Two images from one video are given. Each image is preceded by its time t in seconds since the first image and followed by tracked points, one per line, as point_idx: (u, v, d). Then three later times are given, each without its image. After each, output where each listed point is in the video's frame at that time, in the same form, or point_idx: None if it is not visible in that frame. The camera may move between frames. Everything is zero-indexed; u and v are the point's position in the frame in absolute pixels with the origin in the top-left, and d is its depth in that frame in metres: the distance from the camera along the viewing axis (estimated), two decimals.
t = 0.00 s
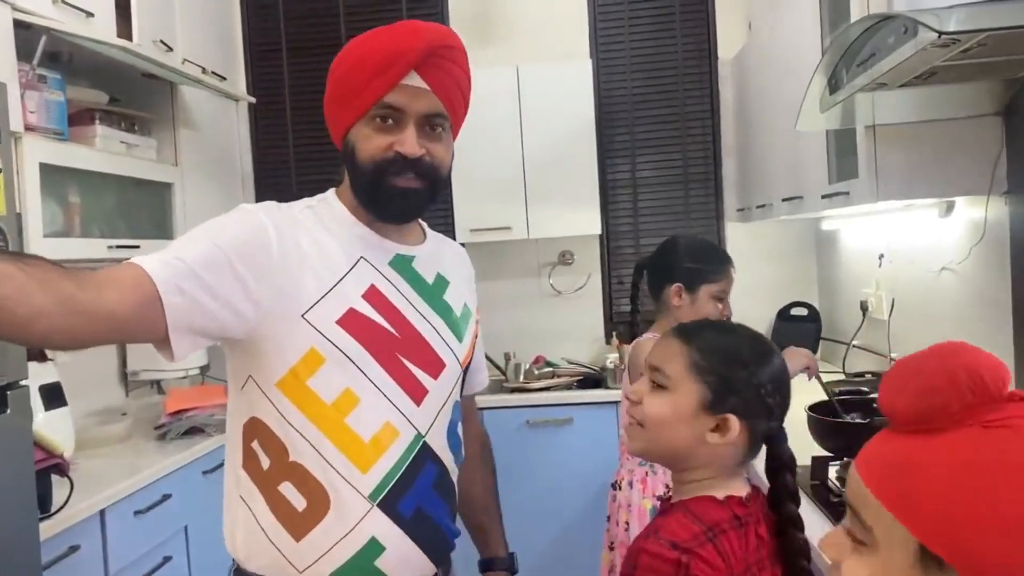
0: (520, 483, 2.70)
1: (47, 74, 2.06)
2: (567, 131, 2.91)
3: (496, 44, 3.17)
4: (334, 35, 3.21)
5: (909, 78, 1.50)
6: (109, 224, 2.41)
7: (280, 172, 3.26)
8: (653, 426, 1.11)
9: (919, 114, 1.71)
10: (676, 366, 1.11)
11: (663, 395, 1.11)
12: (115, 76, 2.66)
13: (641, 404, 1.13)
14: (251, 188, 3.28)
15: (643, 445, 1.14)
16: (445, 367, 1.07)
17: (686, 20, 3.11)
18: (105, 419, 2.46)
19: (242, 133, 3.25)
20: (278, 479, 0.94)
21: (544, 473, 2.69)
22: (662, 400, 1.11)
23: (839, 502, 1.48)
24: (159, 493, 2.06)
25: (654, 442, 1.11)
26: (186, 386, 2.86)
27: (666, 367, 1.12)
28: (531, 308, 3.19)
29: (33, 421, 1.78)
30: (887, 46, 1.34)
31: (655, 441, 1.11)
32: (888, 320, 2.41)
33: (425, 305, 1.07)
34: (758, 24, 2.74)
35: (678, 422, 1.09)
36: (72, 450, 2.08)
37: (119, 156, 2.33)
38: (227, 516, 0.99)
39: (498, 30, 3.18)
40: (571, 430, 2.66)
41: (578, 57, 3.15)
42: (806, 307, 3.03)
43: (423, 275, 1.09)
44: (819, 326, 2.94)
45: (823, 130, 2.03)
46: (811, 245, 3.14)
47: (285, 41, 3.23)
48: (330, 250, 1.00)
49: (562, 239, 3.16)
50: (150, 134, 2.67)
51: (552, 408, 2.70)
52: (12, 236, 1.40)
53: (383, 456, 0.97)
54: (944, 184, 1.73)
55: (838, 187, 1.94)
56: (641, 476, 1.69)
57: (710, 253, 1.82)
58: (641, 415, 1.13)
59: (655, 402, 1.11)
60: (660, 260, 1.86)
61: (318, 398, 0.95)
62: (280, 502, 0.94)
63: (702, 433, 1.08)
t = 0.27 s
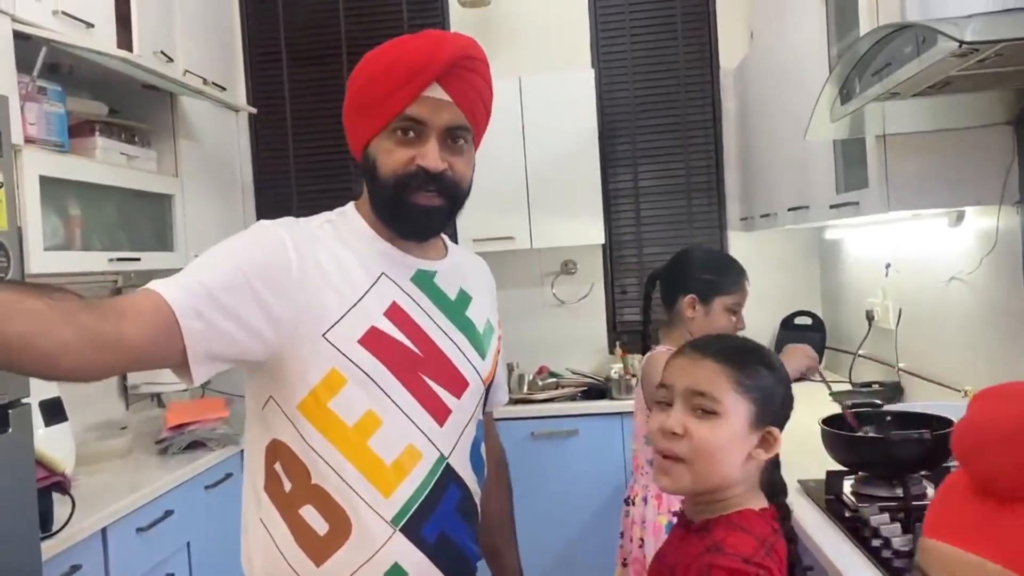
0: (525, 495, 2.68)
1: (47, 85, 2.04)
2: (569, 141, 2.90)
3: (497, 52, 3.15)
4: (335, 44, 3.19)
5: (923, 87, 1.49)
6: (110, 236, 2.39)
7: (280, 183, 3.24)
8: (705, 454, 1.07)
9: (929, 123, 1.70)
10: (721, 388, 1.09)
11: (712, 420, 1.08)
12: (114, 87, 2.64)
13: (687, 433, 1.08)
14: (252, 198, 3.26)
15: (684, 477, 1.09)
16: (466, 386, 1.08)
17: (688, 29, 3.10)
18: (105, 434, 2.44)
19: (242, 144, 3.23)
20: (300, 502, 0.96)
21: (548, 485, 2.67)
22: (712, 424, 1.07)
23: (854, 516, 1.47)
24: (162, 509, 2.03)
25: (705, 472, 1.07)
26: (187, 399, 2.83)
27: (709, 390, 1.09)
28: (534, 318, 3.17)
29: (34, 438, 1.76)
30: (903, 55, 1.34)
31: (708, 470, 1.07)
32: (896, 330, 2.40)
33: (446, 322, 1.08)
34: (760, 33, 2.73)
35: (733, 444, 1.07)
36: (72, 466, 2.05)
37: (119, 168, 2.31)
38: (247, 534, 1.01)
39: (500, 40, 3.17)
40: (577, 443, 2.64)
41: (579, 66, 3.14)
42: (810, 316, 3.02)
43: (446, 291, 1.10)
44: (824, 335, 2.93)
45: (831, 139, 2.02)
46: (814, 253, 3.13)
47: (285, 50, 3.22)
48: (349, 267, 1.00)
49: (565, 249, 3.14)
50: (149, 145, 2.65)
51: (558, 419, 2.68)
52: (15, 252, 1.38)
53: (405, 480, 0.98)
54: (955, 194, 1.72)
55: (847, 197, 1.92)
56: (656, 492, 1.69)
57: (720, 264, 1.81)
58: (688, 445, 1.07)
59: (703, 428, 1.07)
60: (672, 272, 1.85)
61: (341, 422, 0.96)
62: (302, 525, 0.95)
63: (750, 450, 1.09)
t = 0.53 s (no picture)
0: (518, 503, 2.66)
1: (33, 93, 2.01)
2: (560, 147, 2.89)
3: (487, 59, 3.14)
4: (324, 51, 3.18)
5: (918, 93, 1.49)
6: (98, 245, 2.36)
7: (269, 191, 3.22)
8: (703, 462, 1.04)
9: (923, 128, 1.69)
10: (698, 391, 1.08)
11: (700, 425, 1.06)
12: (100, 95, 2.61)
13: (681, 446, 1.05)
14: (240, 207, 3.24)
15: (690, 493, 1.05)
16: (471, 392, 1.08)
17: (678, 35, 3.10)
18: (92, 446, 2.40)
19: (230, 152, 3.20)
20: (309, 515, 0.95)
21: (542, 493, 2.65)
22: (701, 430, 1.06)
23: (852, 523, 1.46)
24: (150, 522, 2.00)
25: (710, 479, 1.04)
26: (175, 409, 2.80)
27: (689, 395, 1.08)
28: (525, 325, 3.16)
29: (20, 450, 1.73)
30: (901, 60, 1.33)
31: (711, 477, 1.04)
32: (889, 335, 2.40)
33: (449, 327, 1.08)
34: (750, 39, 2.73)
35: (726, 443, 1.06)
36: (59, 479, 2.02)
37: (106, 176, 2.29)
38: (253, 548, 1.00)
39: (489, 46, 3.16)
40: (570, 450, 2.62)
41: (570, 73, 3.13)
42: (802, 322, 3.02)
43: (447, 296, 1.10)
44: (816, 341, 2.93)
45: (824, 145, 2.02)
46: (806, 259, 3.14)
47: (273, 57, 3.20)
48: (350, 274, 1.00)
49: (556, 256, 3.13)
50: (136, 153, 2.62)
51: (551, 427, 2.66)
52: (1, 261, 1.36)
53: (414, 489, 0.98)
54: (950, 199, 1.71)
55: (840, 203, 1.92)
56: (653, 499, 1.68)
57: (714, 270, 1.80)
58: (684, 458, 1.05)
59: (694, 436, 1.05)
60: (668, 278, 1.84)
61: (349, 432, 0.95)
62: (311, 538, 0.95)
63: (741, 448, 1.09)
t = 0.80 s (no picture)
0: (506, 509, 2.64)
1: (13, 92, 1.98)
2: (548, 151, 2.88)
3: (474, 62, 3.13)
4: (310, 54, 3.15)
5: (907, 95, 1.49)
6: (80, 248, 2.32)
7: (254, 194, 3.19)
8: (665, 482, 1.02)
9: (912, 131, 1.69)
10: (647, 412, 1.05)
11: (655, 445, 1.03)
12: (82, 96, 2.58)
13: (639, 471, 1.02)
14: (225, 210, 3.20)
15: (659, 513, 1.02)
16: (456, 396, 1.06)
17: (665, 40, 3.10)
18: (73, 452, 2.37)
19: (215, 155, 3.17)
20: (293, 523, 0.93)
21: (530, 499, 2.63)
22: (657, 450, 1.03)
23: (842, 528, 1.44)
24: (132, 529, 1.97)
25: (676, 496, 1.02)
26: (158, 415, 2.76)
27: (639, 416, 1.05)
28: (512, 329, 3.14)
29: None
30: (891, 62, 1.32)
31: (676, 495, 1.02)
32: (877, 340, 2.40)
33: (432, 330, 1.07)
34: (737, 43, 2.72)
35: (684, 458, 1.03)
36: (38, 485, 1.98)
37: (88, 178, 2.25)
38: (236, 559, 0.97)
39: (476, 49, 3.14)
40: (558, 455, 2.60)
41: (557, 77, 3.12)
42: (789, 326, 3.02)
43: (429, 298, 1.09)
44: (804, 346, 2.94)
45: (813, 149, 2.01)
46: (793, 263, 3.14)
47: (258, 59, 3.17)
48: (330, 278, 0.98)
49: (544, 260, 3.12)
50: (118, 155, 2.59)
51: (539, 432, 2.64)
52: None
53: (400, 495, 0.97)
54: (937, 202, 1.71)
55: (829, 207, 1.92)
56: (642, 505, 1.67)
57: (703, 273, 1.79)
58: (644, 482, 1.02)
59: (651, 459, 1.02)
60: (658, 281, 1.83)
61: (331, 439, 0.93)
62: (296, 547, 0.93)
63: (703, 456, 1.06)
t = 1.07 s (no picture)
0: (493, 517, 2.62)
1: None
2: (537, 155, 2.86)
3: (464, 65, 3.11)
4: (297, 56, 3.13)
5: (898, 101, 1.48)
6: (62, 252, 2.28)
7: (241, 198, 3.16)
8: (634, 499, 1.03)
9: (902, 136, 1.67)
10: (635, 426, 1.06)
11: (635, 460, 1.04)
12: (66, 97, 2.54)
13: (611, 482, 1.04)
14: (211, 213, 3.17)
15: (624, 527, 1.04)
16: (444, 408, 1.05)
17: (656, 45, 3.09)
18: (54, 458, 2.33)
19: (202, 158, 3.14)
20: (276, 536, 0.91)
21: (517, 506, 2.61)
22: (635, 466, 1.04)
23: (832, 538, 1.43)
24: (113, 538, 1.94)
25: (643, 515, 1.02)
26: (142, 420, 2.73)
27: (627, 429, 1.06)
28: (501, 335, 3.12)
29: None
30: (882, 67, 1.31)
31: (644, 514, 1.02)
32: (867, 346, 2.39)
33: (424, 342, 1.05)
34: (728, 48, 2.71)
35: (663, 481, 1.03)
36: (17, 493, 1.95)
37: (70, 180, 2.22)
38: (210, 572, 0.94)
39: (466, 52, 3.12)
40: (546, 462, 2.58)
41: (547, 81, 3.10)
42: (779, 332, 3.00)
43: (421, 310, 1.08)
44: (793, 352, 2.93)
45: (803, 155, 2.00)
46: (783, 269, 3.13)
47: (245, 62, 3.15)
48: (326, 289, 0.97)
49: (533, 265, 3.10)
50: (103, 157, 2.56)
51: (526, 438, 2.62)
52: None
53: (387, 512, 0.96)
54: (927, 207, 1.70)
55: (819, 213, 1.90)
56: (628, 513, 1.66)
57: (692, 279, 1.77)
58: (614, 493, 1.04)
59: (627, 474, 1.04)
60: (645, 287, 1.81)
61: (322, 453, 0.92)
62: (278, 561, 0.90)
63: (688, 486, 1.04)
